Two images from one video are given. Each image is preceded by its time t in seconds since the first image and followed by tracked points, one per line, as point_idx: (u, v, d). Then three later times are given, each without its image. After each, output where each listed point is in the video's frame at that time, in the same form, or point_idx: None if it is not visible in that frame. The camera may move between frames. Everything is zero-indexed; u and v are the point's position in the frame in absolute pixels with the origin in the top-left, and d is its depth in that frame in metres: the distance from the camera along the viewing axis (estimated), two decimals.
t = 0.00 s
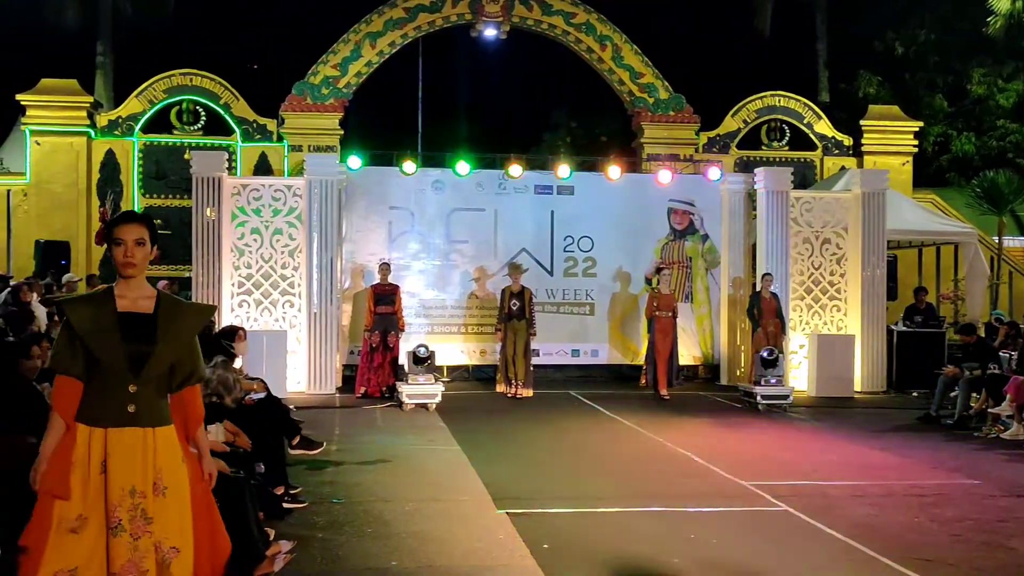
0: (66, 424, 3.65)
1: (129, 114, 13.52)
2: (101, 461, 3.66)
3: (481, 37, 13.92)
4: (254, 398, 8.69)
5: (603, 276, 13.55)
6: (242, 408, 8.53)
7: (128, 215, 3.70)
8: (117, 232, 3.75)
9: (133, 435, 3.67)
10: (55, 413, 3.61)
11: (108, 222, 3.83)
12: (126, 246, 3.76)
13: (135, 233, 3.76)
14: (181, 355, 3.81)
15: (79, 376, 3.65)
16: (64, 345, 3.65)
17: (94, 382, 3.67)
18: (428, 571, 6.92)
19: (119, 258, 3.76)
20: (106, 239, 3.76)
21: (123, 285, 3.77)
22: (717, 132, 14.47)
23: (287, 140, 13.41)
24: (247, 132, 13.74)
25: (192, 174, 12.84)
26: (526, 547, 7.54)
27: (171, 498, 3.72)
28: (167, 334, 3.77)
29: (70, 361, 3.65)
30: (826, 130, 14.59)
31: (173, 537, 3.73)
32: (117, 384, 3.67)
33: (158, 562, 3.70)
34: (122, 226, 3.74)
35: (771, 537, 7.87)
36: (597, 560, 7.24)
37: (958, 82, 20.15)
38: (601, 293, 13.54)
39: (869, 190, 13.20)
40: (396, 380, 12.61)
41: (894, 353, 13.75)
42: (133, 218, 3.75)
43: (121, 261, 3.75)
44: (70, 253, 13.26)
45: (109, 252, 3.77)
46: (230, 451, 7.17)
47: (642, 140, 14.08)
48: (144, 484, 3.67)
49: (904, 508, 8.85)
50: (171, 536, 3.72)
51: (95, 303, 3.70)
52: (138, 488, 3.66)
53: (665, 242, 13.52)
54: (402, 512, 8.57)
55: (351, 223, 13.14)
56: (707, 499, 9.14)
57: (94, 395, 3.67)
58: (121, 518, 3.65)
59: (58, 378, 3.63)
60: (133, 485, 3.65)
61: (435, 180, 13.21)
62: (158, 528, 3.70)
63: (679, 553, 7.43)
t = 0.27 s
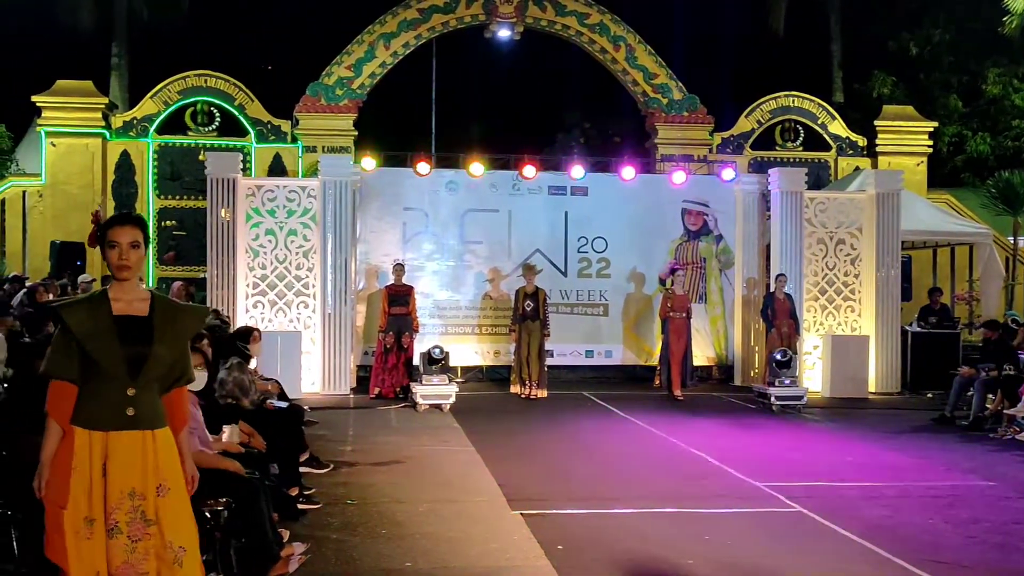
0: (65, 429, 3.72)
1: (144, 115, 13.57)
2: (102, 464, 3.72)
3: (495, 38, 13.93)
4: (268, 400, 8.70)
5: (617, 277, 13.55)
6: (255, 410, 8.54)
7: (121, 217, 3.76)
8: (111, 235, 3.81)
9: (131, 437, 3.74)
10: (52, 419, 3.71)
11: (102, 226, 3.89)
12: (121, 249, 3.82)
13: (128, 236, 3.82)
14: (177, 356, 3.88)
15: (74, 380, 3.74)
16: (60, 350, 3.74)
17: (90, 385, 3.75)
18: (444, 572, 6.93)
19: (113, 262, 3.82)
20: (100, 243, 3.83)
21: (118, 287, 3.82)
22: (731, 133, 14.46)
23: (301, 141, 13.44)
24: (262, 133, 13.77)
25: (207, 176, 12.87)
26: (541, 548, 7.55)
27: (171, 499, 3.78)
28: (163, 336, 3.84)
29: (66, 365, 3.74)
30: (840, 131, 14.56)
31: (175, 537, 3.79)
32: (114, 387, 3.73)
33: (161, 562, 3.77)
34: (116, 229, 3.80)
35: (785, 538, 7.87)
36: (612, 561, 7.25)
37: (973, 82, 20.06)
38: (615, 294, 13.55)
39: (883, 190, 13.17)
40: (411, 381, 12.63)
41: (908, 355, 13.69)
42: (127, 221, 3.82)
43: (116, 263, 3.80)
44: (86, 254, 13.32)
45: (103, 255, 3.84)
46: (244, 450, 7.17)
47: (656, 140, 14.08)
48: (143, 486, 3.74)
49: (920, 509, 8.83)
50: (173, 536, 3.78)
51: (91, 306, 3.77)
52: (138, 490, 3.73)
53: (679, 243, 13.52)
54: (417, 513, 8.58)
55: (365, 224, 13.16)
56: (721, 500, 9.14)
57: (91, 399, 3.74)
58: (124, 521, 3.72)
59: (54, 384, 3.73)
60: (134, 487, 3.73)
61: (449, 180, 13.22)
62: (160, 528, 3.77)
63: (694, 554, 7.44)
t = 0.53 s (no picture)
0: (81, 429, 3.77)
1: (161, 115, 13.65)
2: (116, 464, 3.75)
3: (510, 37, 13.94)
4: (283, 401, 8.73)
5: (631, 277, 13.54)
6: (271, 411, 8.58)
7: (130, 219, 3.79)
8: (122, 237, 3.85)
9: (144, 436, 3.77)
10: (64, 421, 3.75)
11: (112, 228, 3.93)
12: (131, 250, 3.85)
13: (138, 237, 3.86)
14: (188, 355, 3.91)
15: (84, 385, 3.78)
16: (71, 353, 3.78)
17: (101, 387, 3.79)
18: (459, 572, 6.93)
19: (123, 263, 3.86)
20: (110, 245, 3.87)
21: (129, 289, 3.86)
22: (746, 132, 14.42)
23: (316, 141, 13.48)
24: (278, 133, 13.82)
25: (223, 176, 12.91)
26: (555, 548, 7.55)
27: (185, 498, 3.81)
28: (175, 335, 3.88)
29: (76, 369, 3.78)
30: (856, 130, 14.51)
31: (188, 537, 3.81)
32: (126, 388, 3.77)
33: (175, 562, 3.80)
34: (127, 230, 3.84)
35: (800, 539, 7.85)
36: (627, 560, 7.25)
37: (990, 80, 19.87)
38: (630, 294, 13.54)
39: (899, 189, 13.12)
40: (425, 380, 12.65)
41: (924, 355, 13.62)
42: (137, 222, 3.86)
43: (126, 266, 3.84)
44: (103, 254, 13.40)
45: (114, 258, 3.88)
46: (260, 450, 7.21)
47: (671, 140, 14.07)
48: (158, 486, 3.77)
49: (936, 509, 8.80)
50: (187, 535, 3.81)
51: (102, 308, 3.81)
52: (153, 489, 3.77)
53: (694, 242, 13.49)
54: (432, 512, 8.60)
55: (379, 224, 13.19)
56: (735, 500, 9.13)
57: (104, 400, 3.78)
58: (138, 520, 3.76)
59: (66, 389, 3.77)
60: (149, 486, 3.76)
61: (464, 180, 13.23)
62: (174, 528, 3.80)
63: (709, 554, 7.43)
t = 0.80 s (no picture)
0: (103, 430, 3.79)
1: (179, 116, 13.69)
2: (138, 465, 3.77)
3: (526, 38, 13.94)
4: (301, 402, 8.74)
5: (648, 277, 13.52)
6: (289, 411, 8.60)
7: (148, 220, 3.82)
8: (140, 238, 3.87)
9: (165, 436, 3.79)
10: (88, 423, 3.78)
11: (131, 230, 3.96)
12: (150, 252, 3.88)
13: (157, 239, 3.88)
14: (207, 353, 3.92)
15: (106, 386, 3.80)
16: (92, 355, 3.81)
17: (122, 388, 3.81)
18: (474, 572, 6.93)
19: (142, 265, 3.88)
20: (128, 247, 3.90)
21: (148, 289, 3.89)
22: (764, 132, 14.33)
23: (333, 142, 13.51)
24: (295, 134, 13.85)
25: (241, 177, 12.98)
26: (571, 548, 7.54)
27: (205, 497, 3.84)
28: (192, 334, 3.89)
29: (98, 370, 3.80)
30: (874, 129, 14.43)
31: (211, 534, 3.84)
32: (147, 388, 3.79)
33: (197, 559, 3.82)
34: (145, 232, 3.87)
35: (818, 539, 7.82)
36: (643, 561, 7.23)
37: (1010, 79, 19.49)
38: (646, 294, 13.51)
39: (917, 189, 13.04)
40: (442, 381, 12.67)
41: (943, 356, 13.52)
42: (156, 224, 3.88)
43: (145, 268, 3.87)
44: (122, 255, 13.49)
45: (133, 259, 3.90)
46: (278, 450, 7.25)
47: (688, 140, 14.03)
48: (180, 485, 3.80)
49: (955, 511, 8.73)
50: (209, 534, 3.83)
51: (120, 309, 3.83)
52: (175, 489, 3.79)
53: (711, 242, 13.46)
54: (448, 512, 8.60)
55: (396, 224, 13.21)
56: (753, 501, 9.10)
57: (125, 400, 3.80)
58: (160, 519, 3.77)
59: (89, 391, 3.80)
60: (170, 486, 3.78)
61: (480, 180, 13.24)
62: (195, 527, 3.83)
63: (725, 555, 7.41)
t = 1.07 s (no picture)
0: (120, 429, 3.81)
1: (198, 118, 13.81)
2: (154, 465, 3.80)
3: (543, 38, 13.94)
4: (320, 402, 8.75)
5: (666, 277, 13.48)
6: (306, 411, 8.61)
7: (166, 221, 3.83)
8: (158, 239, 3.88)
9: (182, 436, 3.81)
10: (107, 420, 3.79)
11: (148, 230, 3.97)
12: (167, 252, 3.89)
13: (174, 239, 3.89)
14: (223, 352, 3.93)
15: (123, 385, 3.81)
16: (109, 354, 3.81)
17: (140, 386, 3.82)
18: (491, 571, 6.93)
19: (160, 265, 3.89)
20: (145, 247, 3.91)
21: (166, 289, 3.90)
22: (782, 131, 14.24)
23: (351, 142, 13.54)
24: (313, 134, 13.87)
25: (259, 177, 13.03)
26: (588, 548, 7.53)
27: (221, 497, 3.87)
28: (209, 333, 3.90)
29: (116, 369, 3.81)
30: (893, 128, 14.35)
31: (228, 533, 3.87)
32: (164, 387, 3.80)
33: (214, 558, 3.85)
34: (162, 232, 3.88)
35: (836, 541, 7.78)
36: (661, 561, 7.22)
37: None
38: (664, 294, 13.47)
39: (937, 188, 12.95)
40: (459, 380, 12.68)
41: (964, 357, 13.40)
42: (173, 224, 3.89)
43: (162, 267, 3.88)
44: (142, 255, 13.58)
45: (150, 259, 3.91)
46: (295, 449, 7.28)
47: (706, 139, 14.00)
48: (196, 485, 3.82)
49: (977, 513, 8.66)
50: (226, 533, 3.87)
51: (137, 308, 3.84)
52: (191, 489, 3.81)
53: (729, 242, 13.41)
54: (465, 512, 8.60)
55: (413, 224, 13.23)
56: (771, 502, 9.06)
57: (142, 398, 3.81)
58: (177, 519, 3.80)
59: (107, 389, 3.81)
60: (186, 486, 3.81)
61: (497, 180, 13.25)
62: (212, 526, 3.86)
63: (743, 555, 7.39)
